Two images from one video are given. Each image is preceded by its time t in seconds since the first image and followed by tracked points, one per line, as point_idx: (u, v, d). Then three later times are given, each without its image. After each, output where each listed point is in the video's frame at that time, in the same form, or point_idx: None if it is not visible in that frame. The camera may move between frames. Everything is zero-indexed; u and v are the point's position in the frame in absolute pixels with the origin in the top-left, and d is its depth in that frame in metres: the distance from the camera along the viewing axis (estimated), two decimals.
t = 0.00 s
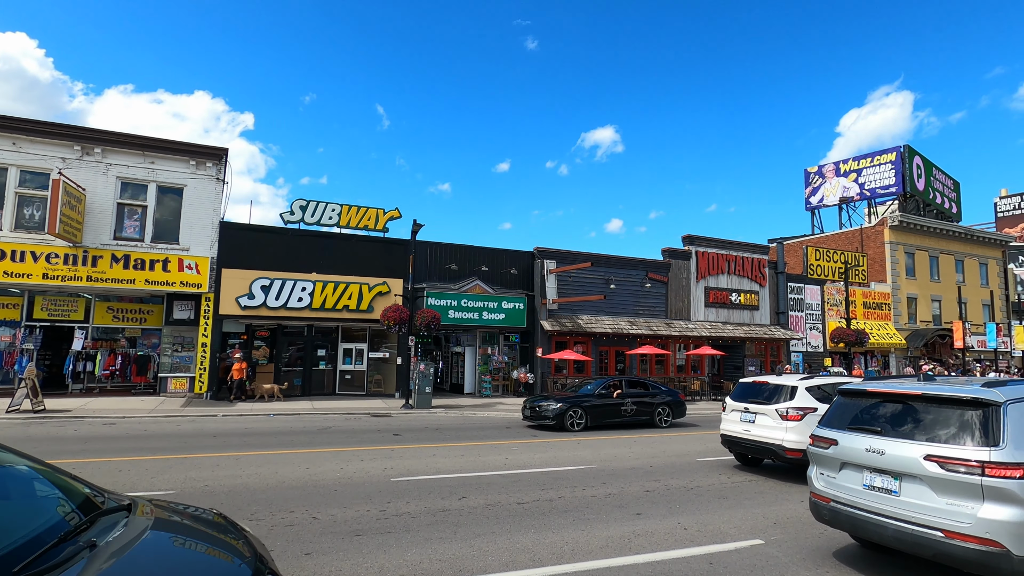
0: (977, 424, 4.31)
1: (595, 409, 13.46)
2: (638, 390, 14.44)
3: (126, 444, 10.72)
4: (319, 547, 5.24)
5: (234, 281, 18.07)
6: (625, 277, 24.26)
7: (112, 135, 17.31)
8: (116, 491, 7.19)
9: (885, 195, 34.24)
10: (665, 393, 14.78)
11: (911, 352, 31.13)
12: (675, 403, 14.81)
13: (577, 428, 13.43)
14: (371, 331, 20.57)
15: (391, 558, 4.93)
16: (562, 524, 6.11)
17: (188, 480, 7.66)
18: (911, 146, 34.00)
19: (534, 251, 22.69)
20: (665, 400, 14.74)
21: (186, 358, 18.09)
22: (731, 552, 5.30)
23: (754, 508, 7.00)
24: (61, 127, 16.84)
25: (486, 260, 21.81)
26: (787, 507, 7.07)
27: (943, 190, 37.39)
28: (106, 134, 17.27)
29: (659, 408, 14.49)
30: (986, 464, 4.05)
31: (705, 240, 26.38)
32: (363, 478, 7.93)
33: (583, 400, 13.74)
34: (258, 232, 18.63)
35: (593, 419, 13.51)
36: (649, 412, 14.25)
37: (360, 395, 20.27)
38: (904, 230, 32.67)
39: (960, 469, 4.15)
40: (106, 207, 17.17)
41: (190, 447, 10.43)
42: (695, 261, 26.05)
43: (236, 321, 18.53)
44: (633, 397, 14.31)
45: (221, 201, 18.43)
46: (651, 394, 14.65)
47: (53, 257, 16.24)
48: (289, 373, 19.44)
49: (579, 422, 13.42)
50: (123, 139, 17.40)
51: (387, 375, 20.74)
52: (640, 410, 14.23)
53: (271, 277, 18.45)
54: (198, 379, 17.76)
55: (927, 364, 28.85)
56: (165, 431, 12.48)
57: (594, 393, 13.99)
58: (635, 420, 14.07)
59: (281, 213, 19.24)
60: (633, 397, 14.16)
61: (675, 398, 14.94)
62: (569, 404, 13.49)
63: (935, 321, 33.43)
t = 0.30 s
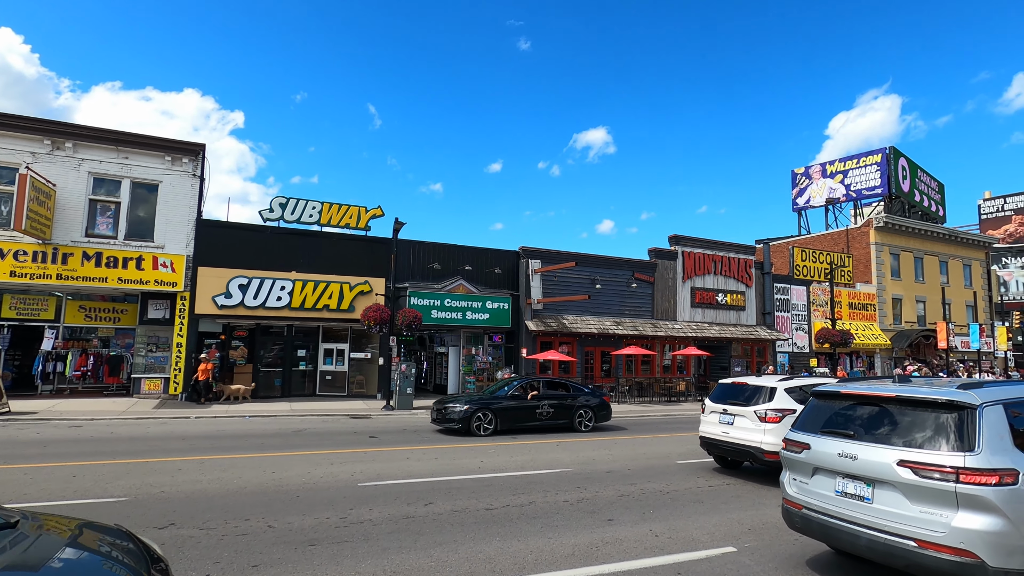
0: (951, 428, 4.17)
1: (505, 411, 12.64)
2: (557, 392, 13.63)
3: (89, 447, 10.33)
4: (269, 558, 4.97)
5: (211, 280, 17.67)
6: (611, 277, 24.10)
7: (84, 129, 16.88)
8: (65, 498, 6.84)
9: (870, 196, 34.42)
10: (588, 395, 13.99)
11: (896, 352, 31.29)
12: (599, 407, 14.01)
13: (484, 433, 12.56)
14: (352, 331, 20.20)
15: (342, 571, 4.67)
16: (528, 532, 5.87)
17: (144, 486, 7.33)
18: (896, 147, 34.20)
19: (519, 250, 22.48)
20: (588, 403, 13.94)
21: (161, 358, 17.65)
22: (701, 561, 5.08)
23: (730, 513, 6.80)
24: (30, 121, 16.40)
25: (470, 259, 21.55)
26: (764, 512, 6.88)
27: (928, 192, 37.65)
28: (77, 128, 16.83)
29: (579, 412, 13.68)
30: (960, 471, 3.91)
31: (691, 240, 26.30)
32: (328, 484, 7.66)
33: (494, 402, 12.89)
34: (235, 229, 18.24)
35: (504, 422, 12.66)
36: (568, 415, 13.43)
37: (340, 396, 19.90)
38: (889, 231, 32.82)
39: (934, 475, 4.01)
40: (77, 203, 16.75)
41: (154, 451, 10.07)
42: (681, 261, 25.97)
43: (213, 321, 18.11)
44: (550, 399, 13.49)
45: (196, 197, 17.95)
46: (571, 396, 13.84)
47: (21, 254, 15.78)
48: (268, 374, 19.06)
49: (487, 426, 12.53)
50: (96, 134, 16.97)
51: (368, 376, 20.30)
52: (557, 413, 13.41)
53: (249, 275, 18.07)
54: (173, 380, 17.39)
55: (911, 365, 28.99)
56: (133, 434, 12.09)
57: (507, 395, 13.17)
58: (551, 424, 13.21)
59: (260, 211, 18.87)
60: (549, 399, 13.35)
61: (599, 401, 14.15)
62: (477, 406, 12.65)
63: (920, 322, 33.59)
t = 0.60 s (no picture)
0: (900, 434, 4.17)
1: (389, 417, 11.71)
2: (452, 396, 12.75)
3: (26, 454, 9.76)
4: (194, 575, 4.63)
5: (170, 279, 17.07)
6: (585, 279, 24.03)
7: (35, 120, 16.16)
8: None
9: (840, 202, 35.06)
10: (489, 399, 13.18)
11: (863, 356, 31.89)
12: (500, 412, 13.22)
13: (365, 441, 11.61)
14: (320, 332, 19.74)
15: None
16: (477, 542, 5.62)
17: (75, 496, 6.89)
18: (865, 155, 34.91)
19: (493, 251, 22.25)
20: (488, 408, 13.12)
21: (116, 360, 17.07)
22: (652, 572, 4.91)
23: (688, 519, 6.65)
24: None
25: (442, 260, 21.25)
26: (723, 518, 6.75)
27: (896, 199, 38.51)
28: (28, 119, 16.11)
29: (476, 417, 12.86)
30: (906, 478, 3.89)
31: (665, 243, 26.42)
32: (276, 493, 7.32)
33: (380, 406, 11.93)
34: (198, 227, 17.69)
35: (388, 428, 11.71)
36: (462, 421, 12.57)
37: (306, 399, 19.42)
38: (858, 237, 33.46)
39: (883, 483, 3.99)
40: (27, 197, 16.04)
41: (95, 457, 9.55)
42: (655, 264, 26.05)
43: (172, 321, 17.51)
44: (443, 404, 12.63)
45: (155, 193, 17.38)
46: (467, 401, 13.00)
47: None
48: (231, 376, 18.51)
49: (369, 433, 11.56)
50: (48, 125, 16.26)
51: (336, 378, 19.90)
52: (450, 419, 12.52)
53: (211, 275, 17.53)
54: (128, 383, 16.67)
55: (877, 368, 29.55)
56: (80, 439, 11.52)
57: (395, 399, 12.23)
58: (442, 431, 12.34)
59: (224, 208, 18.33)
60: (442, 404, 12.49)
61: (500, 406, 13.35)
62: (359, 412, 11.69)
63: (887, 326, 34.30)
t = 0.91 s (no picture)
0: (848, 437, 4.16)
1: (251, 421, 10.74)
2: (333, 398, 11.67)
3: None
4: None
5: (130, 277, 16.55)
6: (561, 279, 23.93)
7: None
8: None
9: (815, 205, 35.52)
10: (377, 402, 12.07)
11: (837, 356, 32.30)
12: (391, 415, 12.11)
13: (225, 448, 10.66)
14: (288, 332, 19.20)
15: None
16: (425, 550, 5.39)
17: (3, 505, 6.50)
18: (839, 158, 35.46)
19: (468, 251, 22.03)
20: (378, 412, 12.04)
21: (73, 361, 16.38)
22: None
23: (648, 524, 6.50)
24: None
25: (415, 259, 20.95)
26: (683, 522, 6.60)
27: (868, 202, 39.18)
28: None
29: (360, 421, 11.77)
30: (853, 484, 3.87)
31: (641, 243, 26.45)
32: (222, 500, 7.01)
33: (246, 409, 10.96)
34: (162, 223, 17.15)
35: (252, 434, 10.70)
36: (343, 425, 11.49)
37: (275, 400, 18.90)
38: (832, 238, 33.94)
39: (830, 488, 3.96)
40: None
41: (35, 463, 9.08)
42: (631, 264, 26.06)
43: (133, 321, 17.09)
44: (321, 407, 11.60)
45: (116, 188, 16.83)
46: (352, 404, 11.91)
47: None
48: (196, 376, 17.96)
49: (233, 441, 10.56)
50: None
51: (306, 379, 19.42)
52: (329, 423, 11.47)
53: (174, 272, 17.00)
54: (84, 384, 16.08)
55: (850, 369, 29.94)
56: (26, 443, 11.00)
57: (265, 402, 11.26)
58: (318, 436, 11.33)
59: (188, 204, 17.81)
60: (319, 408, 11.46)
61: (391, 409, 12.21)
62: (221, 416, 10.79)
63: (860, 326, 34.84)
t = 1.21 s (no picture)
0: (788, 436, 4.17)
1: (70, 427, 9.23)
2: (181, 399, 10.36)
3: None
4: None
5: (79, 272, 15.85)
6: (531, 278, 23.81)
7: None
8: None
9: (782, 207, 36.16)
10: (237, 403, 10.75)
11: (802, 355, 32.92)
12: (251, 418, 10.83)
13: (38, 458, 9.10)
14: (249, 330, 18.63)
15: None
16: (361, 558, 5.13)
17: None
18: (806, 161, 36.15)
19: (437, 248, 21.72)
20: (237, 414, 10.76)
21: (16, 360, 15.57)
22: None
23: (600, 525, 6.35)
24: None
25: (382, 256, 20.55)
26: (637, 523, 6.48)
27: (834, 205, 40.06)
28: None
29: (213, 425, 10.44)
30: (792, 485, 3.87)
31: (612, 243, 26.47)
32: (155, 505, 6.63)
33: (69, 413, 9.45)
34: (113, 216, 16.44)
35: (72, 441, 9.22)
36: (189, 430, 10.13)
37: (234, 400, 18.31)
38: (799, 240, 34.59)
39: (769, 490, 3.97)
40: None
41: None
42: (602, 264, 26.07)
43: (81, 317, 16.24)
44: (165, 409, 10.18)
45: (63, 179, 16.06)
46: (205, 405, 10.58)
47: None
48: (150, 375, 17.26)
49: (38, 449, 9.01)
50: None
51: (269, 378, 18.88)
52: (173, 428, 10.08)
53: (126, 268, 16.38)
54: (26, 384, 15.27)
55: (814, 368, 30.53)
56: None
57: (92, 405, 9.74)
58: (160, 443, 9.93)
59: (142, 196, 17.11)
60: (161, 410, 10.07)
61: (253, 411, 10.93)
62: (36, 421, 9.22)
63: (825, 326, 35.61)
